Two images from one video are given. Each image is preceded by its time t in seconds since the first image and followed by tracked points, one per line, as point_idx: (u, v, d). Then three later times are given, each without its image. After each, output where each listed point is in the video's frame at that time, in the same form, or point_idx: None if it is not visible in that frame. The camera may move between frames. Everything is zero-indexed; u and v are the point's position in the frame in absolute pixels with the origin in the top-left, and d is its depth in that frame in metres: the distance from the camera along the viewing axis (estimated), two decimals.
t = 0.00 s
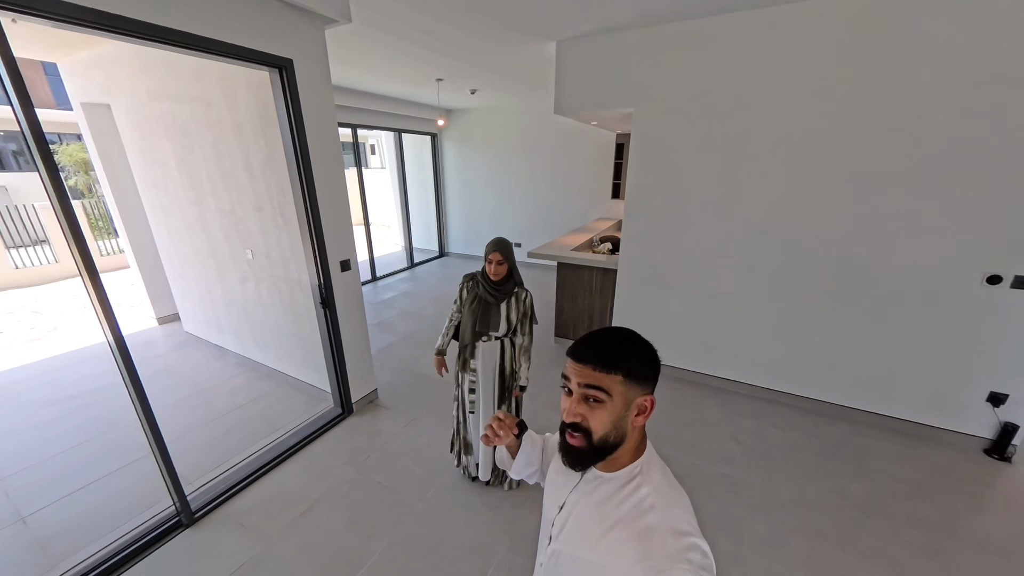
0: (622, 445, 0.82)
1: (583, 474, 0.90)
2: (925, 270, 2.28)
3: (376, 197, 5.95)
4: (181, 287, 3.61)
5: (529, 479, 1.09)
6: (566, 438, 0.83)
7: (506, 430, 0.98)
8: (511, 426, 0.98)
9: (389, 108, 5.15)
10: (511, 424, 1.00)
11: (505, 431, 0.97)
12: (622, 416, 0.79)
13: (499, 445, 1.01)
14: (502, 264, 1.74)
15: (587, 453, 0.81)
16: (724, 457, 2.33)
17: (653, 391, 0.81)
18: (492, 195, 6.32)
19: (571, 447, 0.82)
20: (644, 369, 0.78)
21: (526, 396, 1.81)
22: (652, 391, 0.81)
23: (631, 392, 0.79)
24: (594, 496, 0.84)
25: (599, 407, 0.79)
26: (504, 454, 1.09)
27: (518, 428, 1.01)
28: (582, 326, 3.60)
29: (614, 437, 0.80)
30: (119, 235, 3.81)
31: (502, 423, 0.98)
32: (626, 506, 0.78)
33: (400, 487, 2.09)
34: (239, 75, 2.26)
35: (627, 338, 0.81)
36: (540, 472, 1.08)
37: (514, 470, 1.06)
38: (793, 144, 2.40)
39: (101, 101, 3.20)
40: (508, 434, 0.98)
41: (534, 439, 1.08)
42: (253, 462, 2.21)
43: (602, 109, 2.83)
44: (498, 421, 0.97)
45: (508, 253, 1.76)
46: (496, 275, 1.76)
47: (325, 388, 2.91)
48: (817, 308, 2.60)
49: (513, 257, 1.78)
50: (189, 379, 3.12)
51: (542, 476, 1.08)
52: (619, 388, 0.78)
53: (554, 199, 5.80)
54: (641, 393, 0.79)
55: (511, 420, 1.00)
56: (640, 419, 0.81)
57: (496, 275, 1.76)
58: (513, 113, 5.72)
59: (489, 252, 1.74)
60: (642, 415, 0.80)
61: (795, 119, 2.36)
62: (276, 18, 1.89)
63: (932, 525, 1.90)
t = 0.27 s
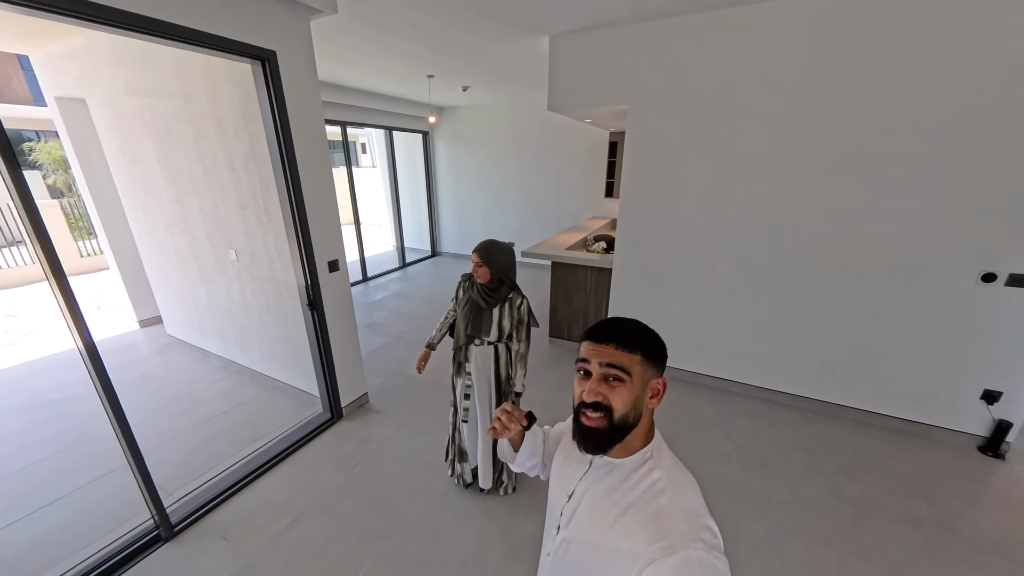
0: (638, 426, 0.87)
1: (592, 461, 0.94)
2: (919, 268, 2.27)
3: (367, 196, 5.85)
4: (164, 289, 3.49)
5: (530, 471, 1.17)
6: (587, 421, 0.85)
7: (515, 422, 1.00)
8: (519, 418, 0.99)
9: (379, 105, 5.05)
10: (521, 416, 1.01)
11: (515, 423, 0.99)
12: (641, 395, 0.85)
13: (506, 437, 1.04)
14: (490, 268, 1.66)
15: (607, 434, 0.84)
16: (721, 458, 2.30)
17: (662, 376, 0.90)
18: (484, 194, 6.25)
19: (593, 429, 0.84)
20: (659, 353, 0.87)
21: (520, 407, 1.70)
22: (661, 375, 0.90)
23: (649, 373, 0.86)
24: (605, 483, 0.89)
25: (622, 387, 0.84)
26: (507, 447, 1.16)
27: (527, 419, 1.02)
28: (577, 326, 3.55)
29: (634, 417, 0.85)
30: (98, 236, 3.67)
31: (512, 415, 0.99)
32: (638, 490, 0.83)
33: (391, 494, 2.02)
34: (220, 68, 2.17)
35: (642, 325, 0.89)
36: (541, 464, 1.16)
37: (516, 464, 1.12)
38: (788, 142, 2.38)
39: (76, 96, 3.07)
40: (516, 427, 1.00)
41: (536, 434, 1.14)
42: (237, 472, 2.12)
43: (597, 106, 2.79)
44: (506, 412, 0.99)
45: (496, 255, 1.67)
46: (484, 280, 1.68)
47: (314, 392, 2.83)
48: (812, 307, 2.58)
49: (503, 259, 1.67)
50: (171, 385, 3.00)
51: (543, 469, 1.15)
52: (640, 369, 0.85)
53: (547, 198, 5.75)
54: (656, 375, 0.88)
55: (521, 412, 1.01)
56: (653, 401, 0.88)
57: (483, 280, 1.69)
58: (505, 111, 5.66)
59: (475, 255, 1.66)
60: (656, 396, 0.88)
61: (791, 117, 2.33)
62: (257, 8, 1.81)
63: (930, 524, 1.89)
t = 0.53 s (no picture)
0: (642, 409, 0.84)
1: (605, 439, 0.93)
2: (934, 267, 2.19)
3: (367, 194, 5.79)
4: (159, 287, 3.43)
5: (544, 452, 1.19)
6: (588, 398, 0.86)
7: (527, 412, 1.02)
8: (530, 408, 1.02)
9: (380, 102, 4.99)
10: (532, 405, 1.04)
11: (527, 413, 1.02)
12: (646, 378, 0.82)
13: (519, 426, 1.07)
14: (478, 266, 1.59)
15: (610, 415, 0.84)
16: (728, 463, 2.22)
17: (675, 359, 0.84)
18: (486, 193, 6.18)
19: (594, 407, 0.85)
20: (669, 336, 0.81)
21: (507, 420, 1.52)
22: (673, 359, 0.84)
23: (656, 356, 0.81)
24: (617, 459, 0.89)
25: (624, 369, 0.81)
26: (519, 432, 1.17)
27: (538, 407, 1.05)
28: (579, 327, 3.48)
29: (637, 399, 0.82)
30: (94, 233, 3.62)
31: (523, 404, 1.02)
32: (650, 467, 0.83)
33: (387, 499, 1.95)
34: (212, 58, 2.10)
35: (653, 306, 0.84)
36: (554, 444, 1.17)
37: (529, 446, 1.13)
38: (798, 136, 2.30)
39: (71, 90, 3.02)
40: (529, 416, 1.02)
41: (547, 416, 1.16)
42: (228, 474, 2.06)
43: (600, 101, 2.71)
44: (520, 403, 1.01)
45: (484, 256, 1.60)
46: (475, 281, 1.63)
47: (309, 393, 2.77)
48: (822, 308, 2.50)
49: (495, 260, 1.60)
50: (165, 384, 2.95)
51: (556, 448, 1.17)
52: (645, 352, 0.81)
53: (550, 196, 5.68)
54: (665, 359, 0.82)
55: (531, 402, 1.04)
56: (661, 385, 0.83)
57: (475, 280, 1.63)
58: (507, 108, 5.59)
59: (466, 254, 1.62)
60: (665, 381, 0.83)
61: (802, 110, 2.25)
62: None
63: (948, 533, 1.81)
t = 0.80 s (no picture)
0: (629, 397, 0.81)
1: (606, 425, 0.89)
2: (950, 268, 2.09)
3: (367, 193, 5.74)
4: (153, 285, 3.39)
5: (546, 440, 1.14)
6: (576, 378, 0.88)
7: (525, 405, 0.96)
8: (528, 401, 0.95)
9: (379, 99, 4.93)
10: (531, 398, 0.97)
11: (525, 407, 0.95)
12: (629, 367, 0.78)
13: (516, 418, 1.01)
14: (455, 272, 1.48)
15: (595, 398, 0.84)
16: (732, 471, 2.13)
17: (670, 351, 0.76)
18: (487, 191, 6.11)
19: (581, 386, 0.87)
20: (658, 326, 0.75)
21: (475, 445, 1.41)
22: (668, 350, 0.77)
23: (642, 346, 0.76)
24: (619, 446, 0.85)
25: (605, 354, 0.79)
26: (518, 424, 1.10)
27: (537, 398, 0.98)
28: (579, 328, 3.40)
29: (620, 386, 0.80)
30: (88, 231, 3.58)
31: (520, 396, 0.96)
32: (653, 452, 0.79)
33: (377, 506, 1.88)
34: (199, 50, 2.04)
35: (647, 292, 0.78)
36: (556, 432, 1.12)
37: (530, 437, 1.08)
38: (806, 131, 2.21)
39: (63, 85, 2.97)
40: (526, 410, 0.96)
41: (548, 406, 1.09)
42: (214, 479, 2.00)
43: (601, 95, 2.63)
44: (516, 396, 0.96)
45: (462, 259, 1.47)
46: (456, 288, 1.52)
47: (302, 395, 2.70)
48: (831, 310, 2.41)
49: (470, 263, 1.46)
50: (156, 385, 2.89)
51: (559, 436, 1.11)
52: (628, 341, 0.77)
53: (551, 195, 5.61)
54: (655, 349, 0.76)
55: (528, 393, 0.97)
56: (651, 376, 0.78)
57: (456, 287, 1.53)
58: (508, 106, 5.51)
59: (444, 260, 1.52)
60: (654, 372, 0.78)
61: (811, 104, 2.16)
62: None
63: (965, 549, 1.71)
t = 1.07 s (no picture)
0: (613, 410, 0.78)
1: (598, 437, 0.85)
2: (953, 274, 2.04)
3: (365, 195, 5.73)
4: (148, 288, 3.38)
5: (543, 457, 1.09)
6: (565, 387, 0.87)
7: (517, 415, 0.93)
8: (520, 412, 0.92)
9: (377, 100, 4.91)
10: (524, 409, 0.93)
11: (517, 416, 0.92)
12: (610, 378, 0.75)
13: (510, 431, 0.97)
14: (427, 287, 1.44)
15: (579, 409, 0.82)
16: (727, 481, 2.08)
17: (654, 365, 0.72)
18: (486, 192, 6.08)
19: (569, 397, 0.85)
20: (638, 338, 0.71)
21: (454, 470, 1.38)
22: (651, 364, 0.72)
23: (621, 357, 0.73)
24: (610, 459, 0.80)
25: (587, 365, 0.78)
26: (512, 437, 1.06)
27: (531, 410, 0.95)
28: (575, 332, 3.35)
29: (603, 398, 0.77)
30: (85, 232, 3.58)
31: (512, 407, 0.93)
32: (646, 467, 0.75)
33: (363, 515, 1.86)
34: (187, 52, 2.02)
35: (629, 303, 0.74)
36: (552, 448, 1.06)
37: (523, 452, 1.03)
38: (805, 133, 2.15)
39: (57, 87, 2.97)
40: (518, 422, 0.93)
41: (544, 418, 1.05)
42: (200, 486, 1.97)
43: (597, 96, 2.58)
44: (510, 407, 0.93)
45: (434, 274, 1.43)
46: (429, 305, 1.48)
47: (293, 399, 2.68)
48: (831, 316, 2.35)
49: (441, 279, 1.42)
50: (149, 387, 2.88)
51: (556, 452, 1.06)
52: (608, 352, 0.74)
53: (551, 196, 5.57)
54: (635, 362, 0.73)
55: (521, 404, 0.94)
56: (634, 390, 0.74)
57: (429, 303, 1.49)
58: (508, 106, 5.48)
59: (414, 276, 1.47)
60: (636, 386, 0.73)
61: (811, 106, 2.10)
62: None
63: (967, 566, 1.66)
